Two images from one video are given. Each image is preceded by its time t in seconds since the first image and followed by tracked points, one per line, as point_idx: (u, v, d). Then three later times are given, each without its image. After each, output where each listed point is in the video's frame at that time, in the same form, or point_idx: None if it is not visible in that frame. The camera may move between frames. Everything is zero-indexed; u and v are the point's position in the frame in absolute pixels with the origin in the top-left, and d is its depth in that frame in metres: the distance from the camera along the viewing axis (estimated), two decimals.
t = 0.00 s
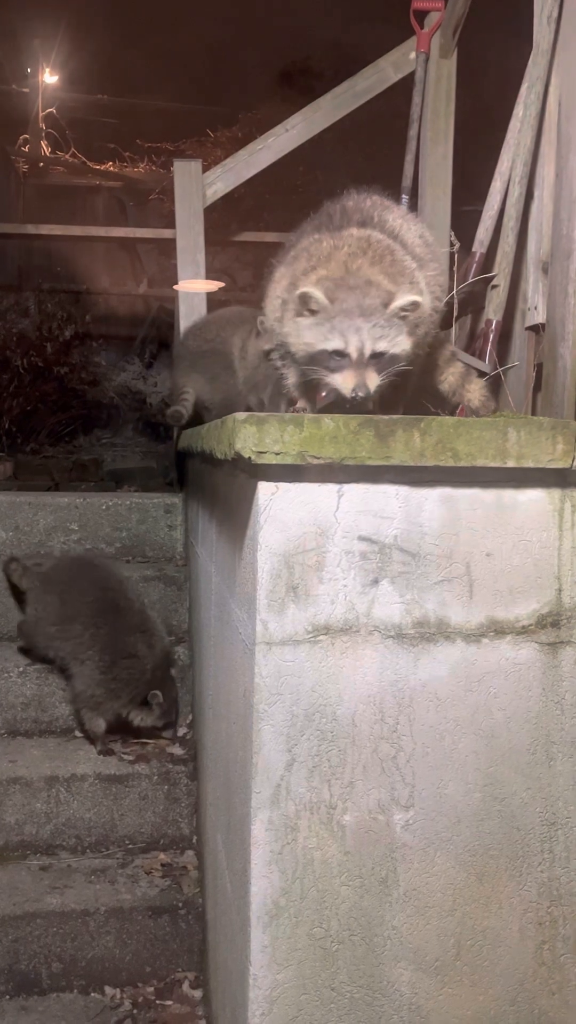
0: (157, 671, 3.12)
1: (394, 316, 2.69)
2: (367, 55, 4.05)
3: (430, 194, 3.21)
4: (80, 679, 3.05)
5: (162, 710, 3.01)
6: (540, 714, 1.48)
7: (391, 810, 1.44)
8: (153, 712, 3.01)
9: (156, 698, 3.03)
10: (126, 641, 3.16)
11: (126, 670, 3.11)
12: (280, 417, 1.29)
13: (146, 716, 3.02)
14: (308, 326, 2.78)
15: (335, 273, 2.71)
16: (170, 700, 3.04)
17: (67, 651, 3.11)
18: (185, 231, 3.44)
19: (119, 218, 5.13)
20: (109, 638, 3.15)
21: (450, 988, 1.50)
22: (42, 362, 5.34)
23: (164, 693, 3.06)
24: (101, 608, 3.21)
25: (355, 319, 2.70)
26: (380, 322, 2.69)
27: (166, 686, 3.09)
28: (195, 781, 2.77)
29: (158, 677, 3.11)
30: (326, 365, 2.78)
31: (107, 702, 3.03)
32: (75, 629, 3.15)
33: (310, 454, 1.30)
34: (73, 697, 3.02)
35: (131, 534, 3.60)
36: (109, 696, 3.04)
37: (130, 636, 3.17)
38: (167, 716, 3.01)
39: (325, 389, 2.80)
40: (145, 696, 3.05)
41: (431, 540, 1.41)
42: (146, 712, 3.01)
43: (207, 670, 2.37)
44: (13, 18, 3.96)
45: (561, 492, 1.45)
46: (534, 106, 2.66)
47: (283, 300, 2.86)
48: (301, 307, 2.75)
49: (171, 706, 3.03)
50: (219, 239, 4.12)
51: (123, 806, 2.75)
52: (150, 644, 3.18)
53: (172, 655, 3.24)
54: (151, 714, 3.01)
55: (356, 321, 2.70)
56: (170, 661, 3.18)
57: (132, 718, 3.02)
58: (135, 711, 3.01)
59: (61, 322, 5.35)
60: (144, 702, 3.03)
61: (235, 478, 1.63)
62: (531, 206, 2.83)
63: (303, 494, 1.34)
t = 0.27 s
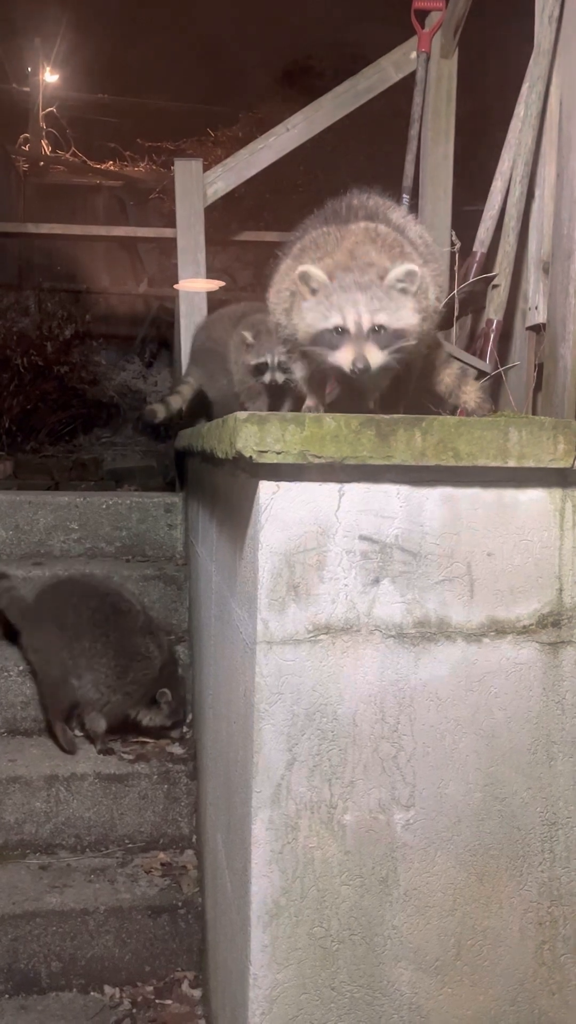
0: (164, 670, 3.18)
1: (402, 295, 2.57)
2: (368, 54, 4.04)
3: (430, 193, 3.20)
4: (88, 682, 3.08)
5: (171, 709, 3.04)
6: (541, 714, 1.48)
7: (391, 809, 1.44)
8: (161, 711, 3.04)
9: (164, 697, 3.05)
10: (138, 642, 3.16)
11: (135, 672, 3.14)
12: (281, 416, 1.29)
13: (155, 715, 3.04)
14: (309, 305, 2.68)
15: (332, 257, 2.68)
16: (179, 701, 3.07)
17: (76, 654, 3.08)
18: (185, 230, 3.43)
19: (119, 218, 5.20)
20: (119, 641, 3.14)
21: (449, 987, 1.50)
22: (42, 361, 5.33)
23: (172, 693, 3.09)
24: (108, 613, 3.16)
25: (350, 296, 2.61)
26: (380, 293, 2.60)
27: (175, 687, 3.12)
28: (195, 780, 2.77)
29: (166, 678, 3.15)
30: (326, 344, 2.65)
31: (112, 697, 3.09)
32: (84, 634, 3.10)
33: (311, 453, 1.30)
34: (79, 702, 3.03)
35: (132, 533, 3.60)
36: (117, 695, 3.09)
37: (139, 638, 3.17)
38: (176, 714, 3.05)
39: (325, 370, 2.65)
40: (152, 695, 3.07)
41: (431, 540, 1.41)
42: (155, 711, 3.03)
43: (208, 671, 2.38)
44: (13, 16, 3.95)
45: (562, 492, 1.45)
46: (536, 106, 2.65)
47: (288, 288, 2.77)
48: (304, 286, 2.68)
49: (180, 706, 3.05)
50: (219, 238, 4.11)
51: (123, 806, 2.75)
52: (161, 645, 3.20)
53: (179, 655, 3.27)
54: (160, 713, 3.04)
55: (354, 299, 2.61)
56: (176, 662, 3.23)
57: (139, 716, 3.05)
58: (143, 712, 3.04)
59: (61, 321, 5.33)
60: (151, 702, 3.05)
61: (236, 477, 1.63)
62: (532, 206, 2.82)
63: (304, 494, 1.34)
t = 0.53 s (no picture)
0: (163, 668, 3.14)
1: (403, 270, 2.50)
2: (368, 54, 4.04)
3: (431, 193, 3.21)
4: (88, 686, 3.00)
5: (165, 708, 3.03)
6: (540, 714, 1.49)
7: (390, 809, 1.44)
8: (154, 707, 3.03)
9: (160, 695, 3.04)
10: (133, 644, 3.11)
11: (134, 670, 3.08)
12: (280, 416, 1.29)
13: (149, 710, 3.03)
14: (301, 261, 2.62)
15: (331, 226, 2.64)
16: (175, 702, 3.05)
17: (73, 659, 2.98)
18: (185, 229, 3.43)
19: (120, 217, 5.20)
20: (112, 646, 3.07)
21: (448, 986, 1.50)
22: (42, 360, 5.32)
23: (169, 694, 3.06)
24: (103, 615, 3.12)
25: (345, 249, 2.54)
26: (371, 245, 2.54)
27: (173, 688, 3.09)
28: (194, 780, 2.77)
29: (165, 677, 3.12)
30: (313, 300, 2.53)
31: (112, 701, 3.03)
32: (78, 641, 3.01)
33: (311, 453, 1.30)
34: (79, 709, 2.97)
35: (131, 533, 3.60)
36: (116, 697, 3.03)
37: (135, 639, 3.13)
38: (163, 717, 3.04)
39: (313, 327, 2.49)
40: (149, 693, 3.05)
41: (431, 539, 1.41)
42: (150, 709, 3.02)
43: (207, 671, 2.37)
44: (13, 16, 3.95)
45: (562, 492, 1.45)
46: (536, 106, 2.65)
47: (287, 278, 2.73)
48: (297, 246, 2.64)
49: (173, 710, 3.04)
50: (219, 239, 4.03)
51: (122, 805, 2.75)
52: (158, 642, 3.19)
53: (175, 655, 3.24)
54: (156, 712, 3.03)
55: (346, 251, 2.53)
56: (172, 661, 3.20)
57: (133, 710, 3.03)
58: (138, 708, 3.03)
59: (61, 320, 5.32)
60: (147, 698, 3.04)
61: (235, 476, 1.63)
62: (532, 206, 2.82)
63: (304, 493, 1.34)
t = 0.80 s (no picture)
0: (157, 668, 3.14)
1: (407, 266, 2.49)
2: (368, 53, 4.04)
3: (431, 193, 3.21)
4: (81, 687, 3.03)
5: (152, 709, 3.01)
6: (539, 713, 1.49)
7: (389, 807, 1.45)
8: (145, 707, 3.01)
9: (152, 694, 3.02)
10: (122, 644, 3.13)
11: (127, 670, 3.09)
12: (280, 416, 1.29)
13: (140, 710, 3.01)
14: (302, 248, 2.58)
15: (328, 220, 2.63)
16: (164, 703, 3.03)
17: (64, 660, 3.01)
18: (185, 228, 3.43)
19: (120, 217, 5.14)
20: (104, 647, 3.09)
21: (447, 984, 1.50)
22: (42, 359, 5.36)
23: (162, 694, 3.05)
24: (92, 617, 3.15)
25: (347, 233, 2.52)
26: (373, 229, 2.54)
27: (166, 689, 3.07)
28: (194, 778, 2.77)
29: (159, 676, 3.10)
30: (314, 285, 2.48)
31: (106, 702, 3.04)
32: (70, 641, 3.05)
33: (310, 453, 1.30)
34: (74, 710, 2.99)
35: (130, 532, 3.60)
36: (110, 699, 3.05)
37: (124, 640, 3.15)
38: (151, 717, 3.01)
39: (314, 311, 2.47)
40: (142, 693, 3.03)
41: (431, 538, 1.41)
42: (142, 709, 3.00)
43: (205, 670, 2.37)
44: (13, 15, 3.95)
45: (561, 491, 1.46)
46: (536, 106, 2.65)
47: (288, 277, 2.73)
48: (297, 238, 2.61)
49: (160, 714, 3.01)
50: (219, 238, 4.03)
51: (121, 804, 2.75)
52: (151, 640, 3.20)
53: (166, 655, 3.22)
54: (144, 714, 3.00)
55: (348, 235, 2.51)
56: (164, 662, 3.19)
57: (124, 710, 3.02)
58: (127, 709, 3.01)
59: (61, 320, 5.36)
60: (138, 697, 3.03)
61: (235, 476, 1.63)
62: (532, 206, 2.83)
63: (304, 493, 1.34)
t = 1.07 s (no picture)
0: (144, 673, 3.16)
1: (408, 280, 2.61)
2: (368, 53, 4.04)
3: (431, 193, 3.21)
4: (72, 687, 3.08)
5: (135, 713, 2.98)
6: (538, 712, 1.49)
7: (389, 806, 1.45)
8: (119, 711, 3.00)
9: (124, 701, 3.03)
10: (111, 643, 3.18)
11: (115, 669, 3.16)
12: (280, 415, 1.29)
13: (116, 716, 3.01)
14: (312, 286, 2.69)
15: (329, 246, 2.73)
16: (139, 709, 2.98)
17: (58, 657, 3.10)
18: (185, 228, 3.43)
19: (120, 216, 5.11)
20: (95, 647, 3.17)
21: (446, 983, 1.50)
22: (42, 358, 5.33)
23: (140, 700, 3.06)
24: (83, 616, 3.19)
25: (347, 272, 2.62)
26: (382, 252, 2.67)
27: (143, 695, 3.09)
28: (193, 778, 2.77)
29: (140, 681, 3.13)
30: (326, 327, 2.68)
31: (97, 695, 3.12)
32: (62, 640, 3.12)
33: (310, 453, 1.30)
34: (71, 709, 3.03)
35: (129, 532, 3.60)
36: (101, 694, 3.12)
37: (114, 640, 3.19)
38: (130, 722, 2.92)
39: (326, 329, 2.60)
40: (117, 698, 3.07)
41: (431, 538, 1.41)
42: (114, 713, 3.00)
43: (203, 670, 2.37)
44: (13, 14, 3.94)
45: (560, 491, 1.46)
46: (536, 106, 2.65)
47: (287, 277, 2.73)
48: (302, 278, 2.72)
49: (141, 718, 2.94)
50: (219, 238, 4.04)
51: (120, 803, 2.75)
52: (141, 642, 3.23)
53: (154, 657, 3.21)
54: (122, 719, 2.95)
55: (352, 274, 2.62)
56: (154, 664, 3.18)
57: (101, 717, 3.03)
58: (105, 715, 3.01)
59: (61, 319, 5.34)
60: (115, 702, 3.05)
61: (235, 475, 1.63)
62: (532, 206, 2.83)
63: (303, 493, 1.34)
